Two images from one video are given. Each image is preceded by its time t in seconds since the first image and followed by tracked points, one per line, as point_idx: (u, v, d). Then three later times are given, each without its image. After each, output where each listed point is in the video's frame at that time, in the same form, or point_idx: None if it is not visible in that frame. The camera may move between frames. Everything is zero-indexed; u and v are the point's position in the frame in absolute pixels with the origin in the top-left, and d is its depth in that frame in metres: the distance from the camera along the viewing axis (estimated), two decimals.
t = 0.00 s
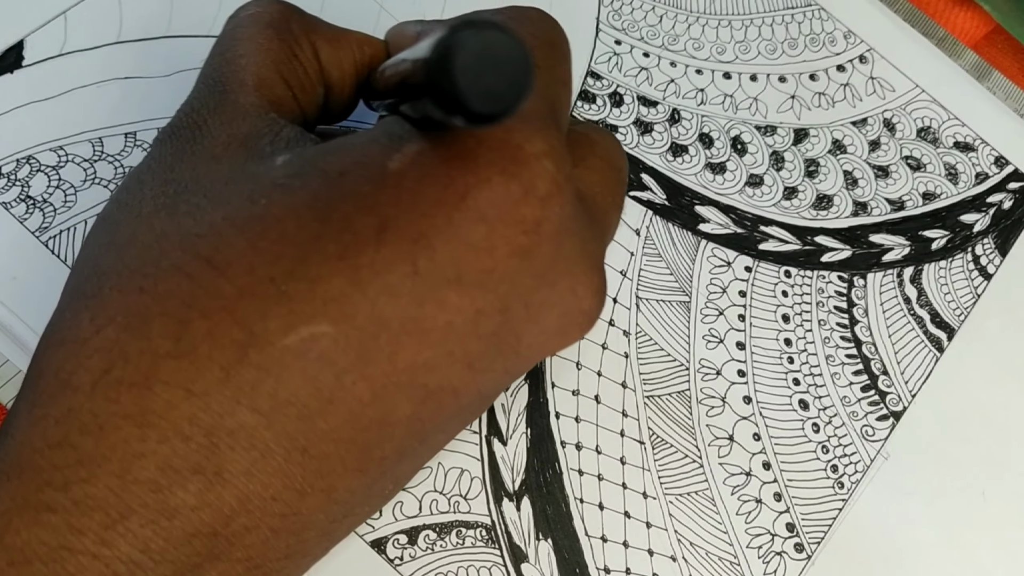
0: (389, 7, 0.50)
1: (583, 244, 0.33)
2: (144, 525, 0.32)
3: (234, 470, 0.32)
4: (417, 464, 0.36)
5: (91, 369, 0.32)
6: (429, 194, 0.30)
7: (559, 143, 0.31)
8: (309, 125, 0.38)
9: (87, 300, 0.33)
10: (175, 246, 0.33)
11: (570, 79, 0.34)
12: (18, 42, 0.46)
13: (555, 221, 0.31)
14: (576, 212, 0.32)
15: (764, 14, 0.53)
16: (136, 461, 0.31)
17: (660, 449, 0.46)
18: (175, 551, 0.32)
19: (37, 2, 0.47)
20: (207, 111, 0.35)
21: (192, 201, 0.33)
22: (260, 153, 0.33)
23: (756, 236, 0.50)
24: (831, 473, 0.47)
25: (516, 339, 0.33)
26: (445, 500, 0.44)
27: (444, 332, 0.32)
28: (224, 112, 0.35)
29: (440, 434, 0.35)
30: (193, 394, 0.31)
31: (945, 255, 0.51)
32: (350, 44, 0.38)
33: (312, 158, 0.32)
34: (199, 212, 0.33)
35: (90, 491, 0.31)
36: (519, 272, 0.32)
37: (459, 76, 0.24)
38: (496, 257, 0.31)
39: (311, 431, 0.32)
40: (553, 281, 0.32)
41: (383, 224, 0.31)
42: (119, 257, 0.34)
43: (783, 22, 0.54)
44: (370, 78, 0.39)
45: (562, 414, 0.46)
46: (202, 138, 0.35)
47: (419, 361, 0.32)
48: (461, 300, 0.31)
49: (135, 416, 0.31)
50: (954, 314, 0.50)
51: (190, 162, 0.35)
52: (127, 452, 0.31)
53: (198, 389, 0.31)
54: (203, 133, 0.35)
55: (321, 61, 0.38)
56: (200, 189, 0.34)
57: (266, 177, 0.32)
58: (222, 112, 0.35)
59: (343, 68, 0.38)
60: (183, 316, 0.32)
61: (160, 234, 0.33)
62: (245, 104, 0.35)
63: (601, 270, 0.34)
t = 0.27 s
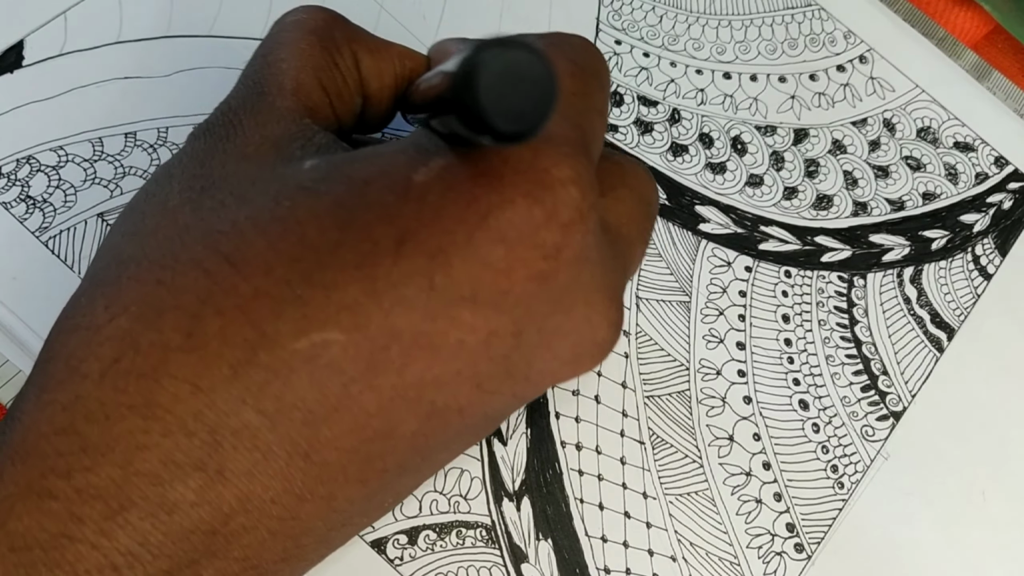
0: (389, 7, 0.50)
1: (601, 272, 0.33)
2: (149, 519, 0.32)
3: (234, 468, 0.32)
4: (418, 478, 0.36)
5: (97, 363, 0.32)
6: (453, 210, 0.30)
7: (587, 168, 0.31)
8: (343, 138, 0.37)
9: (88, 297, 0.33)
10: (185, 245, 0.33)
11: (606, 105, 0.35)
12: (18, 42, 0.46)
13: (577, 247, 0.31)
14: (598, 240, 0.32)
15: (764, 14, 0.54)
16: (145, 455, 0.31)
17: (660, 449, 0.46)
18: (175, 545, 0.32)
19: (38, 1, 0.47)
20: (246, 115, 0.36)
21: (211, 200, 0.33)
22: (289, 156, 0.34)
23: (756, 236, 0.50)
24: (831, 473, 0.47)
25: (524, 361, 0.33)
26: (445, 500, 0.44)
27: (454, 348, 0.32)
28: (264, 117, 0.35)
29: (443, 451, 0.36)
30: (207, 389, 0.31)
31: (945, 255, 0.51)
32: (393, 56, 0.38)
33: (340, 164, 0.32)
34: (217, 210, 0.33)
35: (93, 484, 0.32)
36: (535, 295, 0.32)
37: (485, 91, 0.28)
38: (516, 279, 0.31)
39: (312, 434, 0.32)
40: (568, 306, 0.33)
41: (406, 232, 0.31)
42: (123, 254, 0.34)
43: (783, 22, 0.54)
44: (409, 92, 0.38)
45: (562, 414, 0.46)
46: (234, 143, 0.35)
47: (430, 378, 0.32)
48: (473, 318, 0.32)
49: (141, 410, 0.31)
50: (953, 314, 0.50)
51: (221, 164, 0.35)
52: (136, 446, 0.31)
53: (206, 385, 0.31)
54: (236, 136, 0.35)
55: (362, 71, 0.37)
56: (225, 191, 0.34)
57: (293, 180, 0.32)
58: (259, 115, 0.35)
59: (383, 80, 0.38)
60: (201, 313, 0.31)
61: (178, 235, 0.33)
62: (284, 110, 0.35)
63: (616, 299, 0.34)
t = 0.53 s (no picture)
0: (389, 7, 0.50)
1: (622, 299, 0.33)
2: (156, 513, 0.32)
3: (242, 466, 0.32)
4: (425, 491, 0.36)
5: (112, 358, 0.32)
6: (481, 227, 0.31)
7: (618, 197, 0.32)
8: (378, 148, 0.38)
9: (98, 297, 0.34)
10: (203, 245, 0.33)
11: (639, 137, 0.36)
12: (18, 42, 0.46)
13: (602, 274, 0.31)
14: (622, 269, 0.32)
15: (764, 14, 0.53)
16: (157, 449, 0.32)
17: (661, 449, 0.46)
18: (178, 541, 0.33)
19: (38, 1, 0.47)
20: (282, 112, 0.36)
21: (233, 201, 0.34)
22: (324, 163, 0.34)
23: (756, 237, 0.50)
24: (831, 473, 0.47)
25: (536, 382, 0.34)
26: (445, 501, 0.44)
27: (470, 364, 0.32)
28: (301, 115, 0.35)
29: (449, 468, 0.36)
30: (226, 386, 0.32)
31: (945, 256, 0.51)
32: (435, 70, 0.38)
33: (371, 175, 0.33)
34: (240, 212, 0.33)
35: (99, 480, 0.32)
36: (556, 318, 0.32)
37: (516, 117, 0.26)
38: (536, 302, 0.31)
39: (320, 437, 0.32)
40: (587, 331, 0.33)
41: (425, 239, 0.31)
42: (132, 255, 0.34)
43: (783, 22, 0.54)
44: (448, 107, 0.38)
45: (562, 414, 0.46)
46: (267, 140, 0.35)
47: (443, 393, 0.32)
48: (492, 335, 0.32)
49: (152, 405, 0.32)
50: (953, 314, 0.50)
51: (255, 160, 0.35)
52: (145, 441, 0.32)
53: (219, 383, 0.31)
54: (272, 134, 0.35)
55: (403, 85, 0.37)
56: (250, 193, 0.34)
57: (324, 187, 0.33)
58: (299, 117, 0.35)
59: (424, 93, 0.38)
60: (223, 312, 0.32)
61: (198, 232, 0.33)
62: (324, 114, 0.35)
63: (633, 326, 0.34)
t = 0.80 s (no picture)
0: (388, 7, 0.49)
1: (632, 323, 0.33)
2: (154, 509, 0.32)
3: (239, 466, 0.32)
4: (422, 504, 0.36)
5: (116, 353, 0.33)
6: (492, 242, 0.30)
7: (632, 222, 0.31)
8: (400, 160, 0.38)
9: (102, 297, 0.34)
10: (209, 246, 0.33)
11: (661, 162, 0.35)
12: (18, 41, 0.46)
13: (614, 296, 0.31)
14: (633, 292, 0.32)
15: (765, 13, 0.53)
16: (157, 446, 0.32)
17: (662, 450, 0.46)
18: (174, 538, 0.32)
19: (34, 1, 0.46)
20: (306, 118, 0.36)
21: (242, 203, 0.34)
22: (343, 170, 0.34)
23: (757, 236, 0.50)
24: (833, 474, 0.47)
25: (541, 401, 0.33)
26: (445, 502, 0.44)
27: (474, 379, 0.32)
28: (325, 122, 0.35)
29: (448, 482, 0.35)
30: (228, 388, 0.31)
31: (946, 256, 0.51)
32: (462, 83, 0.38)
33: (386, 183, 0.32)
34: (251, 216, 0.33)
35: (97, 476, 0.32)
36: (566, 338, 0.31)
37: (525, 135, 0.26)
38: (543, 321, 0.31)
39: (319, 442, 0.32)
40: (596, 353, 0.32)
41: (434, 249, 0.31)
42: (134, 256, 0.34)
43: (785, 21, 0.53)
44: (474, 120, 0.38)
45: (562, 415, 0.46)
46: (288, 146, 0.35)
47: (444, 408, 0.32)
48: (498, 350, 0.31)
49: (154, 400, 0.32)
50: (954, 314, 0.50)
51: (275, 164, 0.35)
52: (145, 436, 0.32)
53: (222, 382, 0.31)
54: (294, 140, 0.35)
55: (429, 97, 0.37)
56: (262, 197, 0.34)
57: (341, 194, 0.33)
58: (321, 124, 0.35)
59: (450, 106, 0.38)
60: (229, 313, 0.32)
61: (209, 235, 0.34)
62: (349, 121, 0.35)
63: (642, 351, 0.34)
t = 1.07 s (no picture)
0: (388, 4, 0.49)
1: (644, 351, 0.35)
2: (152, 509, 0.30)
3: (240, 469, 0.31)
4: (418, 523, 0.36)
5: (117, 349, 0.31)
6: (510, 261, 0.32)
7: (653, 255, 0.33)
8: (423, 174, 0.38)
9: (98, 295, 0.33)
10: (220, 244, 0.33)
11: (693, 195, 0.37)
12: (12, 39, 0.46)
13: (625, 327, 0.33)
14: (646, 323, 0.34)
15: (767, 11, 0.53)
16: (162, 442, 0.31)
17: (664, 452, 0.46)
18: (171, 538, 0.31)
19: None
20: (341, 120, 0.36)
21: (260, 203, 0.34)
22: (366, 179, 0.35)
23: (760, 236, 0.50)
24: (836, 476, 0.47)
25: (546, 424, 0.34)
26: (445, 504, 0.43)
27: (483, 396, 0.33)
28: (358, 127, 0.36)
29: (447, 503, 0.35)
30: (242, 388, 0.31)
31: (949, 256, 0.50)
32: (500, 103, 0.38)
33: (408, 195, 0.34)
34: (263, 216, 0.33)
35: (97, 469, 0.30)
36: (575, 363, 0.33)
37: (539, 153, 0.29)
38: (553, 346, 0.32)
39: (320, 452, 0.31)
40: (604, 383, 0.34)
41: (452, 266, 0.32)
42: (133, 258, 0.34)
43: (787, 19, 0.53)
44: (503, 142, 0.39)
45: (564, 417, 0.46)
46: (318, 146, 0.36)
47: (451, 426, 0.32)
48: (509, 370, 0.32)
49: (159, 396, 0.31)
50: (958, 315, 0.49)
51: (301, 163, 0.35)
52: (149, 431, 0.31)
53: (228, 383, 0.31)
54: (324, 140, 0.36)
55: (464, 114, 0.38)
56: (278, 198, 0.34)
57: (362, 203, 0.33)
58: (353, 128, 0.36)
59: (485, 125, 0.38)
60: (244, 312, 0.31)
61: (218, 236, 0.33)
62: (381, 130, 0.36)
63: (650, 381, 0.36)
